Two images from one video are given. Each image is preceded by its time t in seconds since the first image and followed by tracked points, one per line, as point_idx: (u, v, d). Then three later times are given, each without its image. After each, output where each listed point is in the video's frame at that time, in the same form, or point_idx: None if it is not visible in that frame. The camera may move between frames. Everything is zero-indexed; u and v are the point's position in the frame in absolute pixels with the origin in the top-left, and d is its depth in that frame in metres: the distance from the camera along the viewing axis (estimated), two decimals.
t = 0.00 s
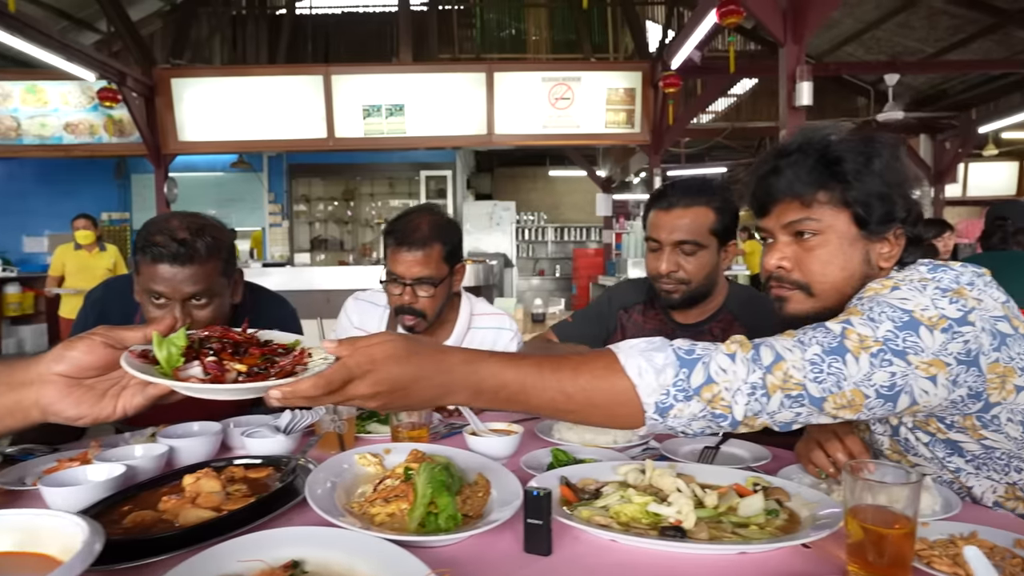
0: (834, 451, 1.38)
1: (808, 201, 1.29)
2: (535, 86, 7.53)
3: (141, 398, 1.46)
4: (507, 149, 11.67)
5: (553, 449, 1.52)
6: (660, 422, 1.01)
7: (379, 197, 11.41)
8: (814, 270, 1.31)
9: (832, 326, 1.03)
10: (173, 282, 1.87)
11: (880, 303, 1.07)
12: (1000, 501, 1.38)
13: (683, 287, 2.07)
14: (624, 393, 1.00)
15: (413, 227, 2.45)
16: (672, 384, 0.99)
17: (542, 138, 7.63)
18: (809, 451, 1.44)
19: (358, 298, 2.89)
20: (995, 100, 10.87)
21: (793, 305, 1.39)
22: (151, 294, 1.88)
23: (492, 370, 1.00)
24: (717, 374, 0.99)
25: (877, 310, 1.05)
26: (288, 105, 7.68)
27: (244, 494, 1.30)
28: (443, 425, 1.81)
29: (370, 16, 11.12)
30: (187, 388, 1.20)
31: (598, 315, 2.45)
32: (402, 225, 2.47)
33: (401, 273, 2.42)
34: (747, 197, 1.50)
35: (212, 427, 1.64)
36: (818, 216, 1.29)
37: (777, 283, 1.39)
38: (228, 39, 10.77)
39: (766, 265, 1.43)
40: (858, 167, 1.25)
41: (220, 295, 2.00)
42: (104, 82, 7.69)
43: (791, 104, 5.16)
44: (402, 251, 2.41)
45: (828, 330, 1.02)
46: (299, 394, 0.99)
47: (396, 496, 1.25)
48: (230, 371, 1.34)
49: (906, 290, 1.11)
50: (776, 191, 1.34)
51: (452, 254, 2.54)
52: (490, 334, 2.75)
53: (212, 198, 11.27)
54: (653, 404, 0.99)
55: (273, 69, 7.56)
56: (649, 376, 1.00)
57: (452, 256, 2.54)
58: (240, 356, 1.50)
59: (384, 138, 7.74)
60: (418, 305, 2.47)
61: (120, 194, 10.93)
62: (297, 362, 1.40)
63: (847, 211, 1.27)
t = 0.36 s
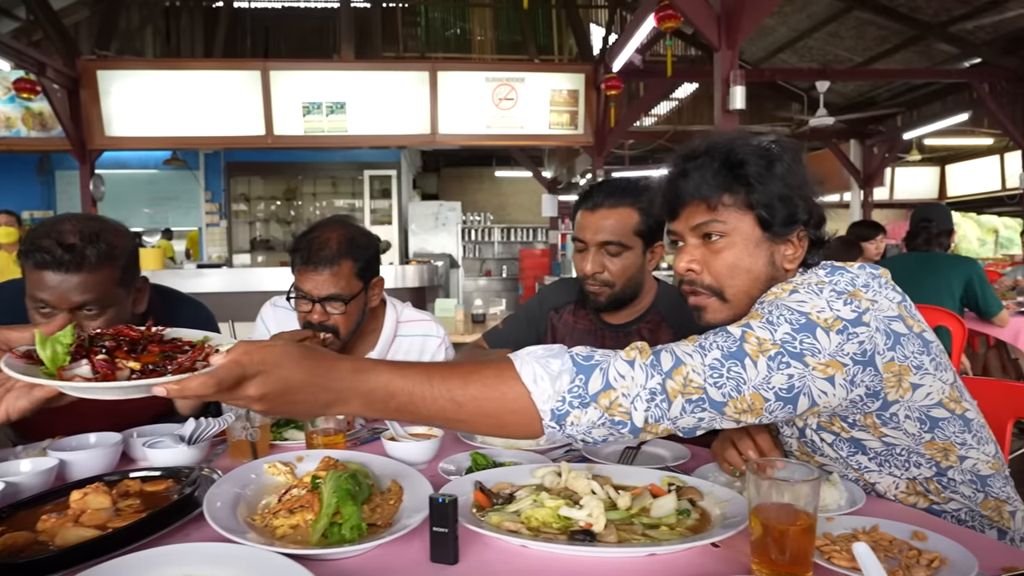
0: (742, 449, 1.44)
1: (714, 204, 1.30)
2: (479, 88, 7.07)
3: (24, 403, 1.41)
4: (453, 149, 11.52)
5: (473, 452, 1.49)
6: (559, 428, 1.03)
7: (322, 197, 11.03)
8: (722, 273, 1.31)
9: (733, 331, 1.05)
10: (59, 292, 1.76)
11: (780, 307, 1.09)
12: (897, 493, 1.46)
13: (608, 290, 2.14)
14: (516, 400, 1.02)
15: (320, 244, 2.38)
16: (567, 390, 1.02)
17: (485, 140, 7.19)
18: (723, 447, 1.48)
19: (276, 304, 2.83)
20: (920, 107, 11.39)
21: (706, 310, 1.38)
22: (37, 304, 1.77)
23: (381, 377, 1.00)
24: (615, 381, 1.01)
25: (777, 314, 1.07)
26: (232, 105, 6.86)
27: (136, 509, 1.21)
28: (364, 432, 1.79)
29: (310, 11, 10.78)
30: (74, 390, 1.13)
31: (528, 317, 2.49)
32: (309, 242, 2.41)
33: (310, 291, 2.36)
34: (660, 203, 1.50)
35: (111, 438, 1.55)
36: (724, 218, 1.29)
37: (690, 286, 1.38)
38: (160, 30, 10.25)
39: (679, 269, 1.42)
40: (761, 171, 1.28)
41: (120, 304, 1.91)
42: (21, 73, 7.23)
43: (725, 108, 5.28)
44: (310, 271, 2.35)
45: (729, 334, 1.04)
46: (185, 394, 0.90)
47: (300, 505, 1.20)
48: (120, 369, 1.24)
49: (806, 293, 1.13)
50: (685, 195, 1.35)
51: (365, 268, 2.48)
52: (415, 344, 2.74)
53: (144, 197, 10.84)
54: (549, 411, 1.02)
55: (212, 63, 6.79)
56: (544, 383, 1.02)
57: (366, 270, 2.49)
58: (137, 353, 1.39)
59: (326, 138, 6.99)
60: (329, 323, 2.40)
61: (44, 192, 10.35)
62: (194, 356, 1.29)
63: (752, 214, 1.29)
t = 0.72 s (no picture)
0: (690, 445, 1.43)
1: (682, 188, 1.28)
2: (439, 84, 6.94)
3: None
4: (415, 147, 11.41)
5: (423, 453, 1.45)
6: (535, 406, 0.98)
7: (282, 194, 10.76)
8: (691, 258, 1.30)
9: (714, 313, 1.03)
10: None
11: (760, 290, 1.08)
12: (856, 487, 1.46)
13: (564, 286, 2.13)
14: (492, 371, 0.97)
15: (267, 241, 2.31)
16: (546, 365, 0.98)
17: (448, 137, 7.07)
18: (673, 443, 1.47)
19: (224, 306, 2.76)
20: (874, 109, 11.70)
21: (672, 296, 1.36)
22: None
23: (352, 338, 0.96)
24: (598, 358, 0.98)
25: (756, 296, 1.06)
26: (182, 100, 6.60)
27: (60, 522, 1.14)
28: (313, 434, 1.74)
29: (268, 5, 10.47)
30: (40, 317, 1.08)
31: (484, 315, 2.44)
32: (256, 237, 2.34)
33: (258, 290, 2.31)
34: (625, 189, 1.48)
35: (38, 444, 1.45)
36: (693, 202, 1.28)
37: (658, 271, 1.35)
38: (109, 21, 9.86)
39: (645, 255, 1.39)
40: (729, 155, 1.28)
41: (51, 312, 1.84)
42: None
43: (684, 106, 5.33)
44: (257, 269, 2.29)
45: (711, 317, 1.02)
46: (160, 331, 0.82)
47: (237, 514, 1.14)
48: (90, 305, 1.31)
49: (783, 276, 1.12)
50: (653, 179, 1.33)
51: (314, 264, 2.44)
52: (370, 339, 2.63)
53: (94, 193, 10.49)
54: (525, 386, 0.97)
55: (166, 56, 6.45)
56: (522, 355, 0.97)
57: (316, 265, 2.45)
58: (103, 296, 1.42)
59: (284, 134, 6.76)
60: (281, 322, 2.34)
61: None
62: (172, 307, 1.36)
63: (719, 198, 1.28)
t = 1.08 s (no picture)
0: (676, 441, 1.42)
1: (703, 164, 1.32)
2: (419, 83, 6.90)
3: None
4: (395, 146, 11.32)
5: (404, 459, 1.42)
6: (671, 397, 0.84)
7: (260, 194, 10.63)
8: (711, 232, 1.34)
9: (798, 295, 0.98)
10: None
11: (821, 271, 1.08)
12: (873, 481, 1.43)
13: (546, 287, 2.11)
14: (626, 354, 0.83)
15: (249, 230, 2.29)
16: (684, 349, 0.84)
17: (428, 136, 7.01)
18: (659, 440, 1.46)
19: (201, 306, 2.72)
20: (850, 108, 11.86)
21: (690, 270, 1.40)
22: None
23: (471, 317, 0.82)
24: (735, 344, 0.85)
25: (822, 278, 1.05)
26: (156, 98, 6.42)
27: (22, 535, 1.10)
28: (291, 438, 1.71)
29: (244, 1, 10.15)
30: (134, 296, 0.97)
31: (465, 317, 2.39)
32: (237, 226, 2.31)
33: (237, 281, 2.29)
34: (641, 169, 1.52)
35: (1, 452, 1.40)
36: (713, 178, 1.32)
37: (678, 244, 1.39)
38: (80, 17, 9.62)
39: (663, 230, 1.43)
40: (748, 135, 1.32)
41: (20, 320, 1.84)
42: None
43: (665, 105, 5.35)
44: (237, 258, 2.27)
45: (799, 299, 0.96)
46: (284, 309, 0.73)
47: (211, 522, 1.11)
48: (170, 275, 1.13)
49: (841, 257, 1.14)
50: (672, 156, 1.36)
51: (296, 256, 2.40)
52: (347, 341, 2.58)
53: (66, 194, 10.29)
54: (662, 372, 0.83)
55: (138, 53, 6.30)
56: (658, 337, 0.84)
57: (298, 257, 2.42)
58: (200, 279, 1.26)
59: (261, 132, 6.65)
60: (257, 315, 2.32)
61: None
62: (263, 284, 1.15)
63: (739, 174, 1.33)
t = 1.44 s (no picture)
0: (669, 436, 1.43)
1: (740, 149, 1.52)
2: (402, 81, 6.85)
3: None
4: (378, 145, 11.24)
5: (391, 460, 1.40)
6: (848, 417, 0.92)
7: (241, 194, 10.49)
8: (747, 211, 1.52)
9: (897, 296, 1.16)
10: None
11: (897, 268, 1.28)
12: (912, 467, 1.46)
13: (532, 286, 2.09)
14: (809, 385, 0.91)
15: (242, 207, 2.35)
16: (860, 371, 0.92)
17: (411, 135, 6.96)
18: (650, 433, 1.48)
19: (185, 300, 2.72)
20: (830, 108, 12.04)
21: (726, 246, 1.56)
22: None
23: (672, 360, 0.89)
24: (894, 360, 0.95)
25: (904, 275, 1.25)
26: (132, 96, 6.32)
27: None
28: (276, 442, 1.69)
29: None
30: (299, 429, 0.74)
31: (451, 317, 2.37)
32: (231, 206, 2.37)
33: (229, 257, 2.32)
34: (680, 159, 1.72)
35: None
36: (750, 161, 1.51)
37: (714, 224, 1.55)
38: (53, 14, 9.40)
39: (700, 211, 1.59)
40: (782, 127, 1.53)
41: None
42: None
43: (648, 105, 5.39)
44: (230, 233, 2.31)
45: (899, 299, 1.15)
46: (561, 405, 0.78)
47: (195, 528, 1.09)
48: (383, 398, 0.82)
49: (906, 255, 1.36)
50: (712, 141, 1.56)
51: (286, 238, 2.47)
52: (333, 336, 2.65)
53: (42, 194, 10.09)
54: (842, 396, 0.91)
55: (115, 50, 6.20)
56: (836, 363, 0.91)
57: (287, 239, 2.47)
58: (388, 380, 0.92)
59: (242, 132, 6.58)
60: (248, 292, 2.35)
61: None
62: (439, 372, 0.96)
63: (773, 161, 1.52)
